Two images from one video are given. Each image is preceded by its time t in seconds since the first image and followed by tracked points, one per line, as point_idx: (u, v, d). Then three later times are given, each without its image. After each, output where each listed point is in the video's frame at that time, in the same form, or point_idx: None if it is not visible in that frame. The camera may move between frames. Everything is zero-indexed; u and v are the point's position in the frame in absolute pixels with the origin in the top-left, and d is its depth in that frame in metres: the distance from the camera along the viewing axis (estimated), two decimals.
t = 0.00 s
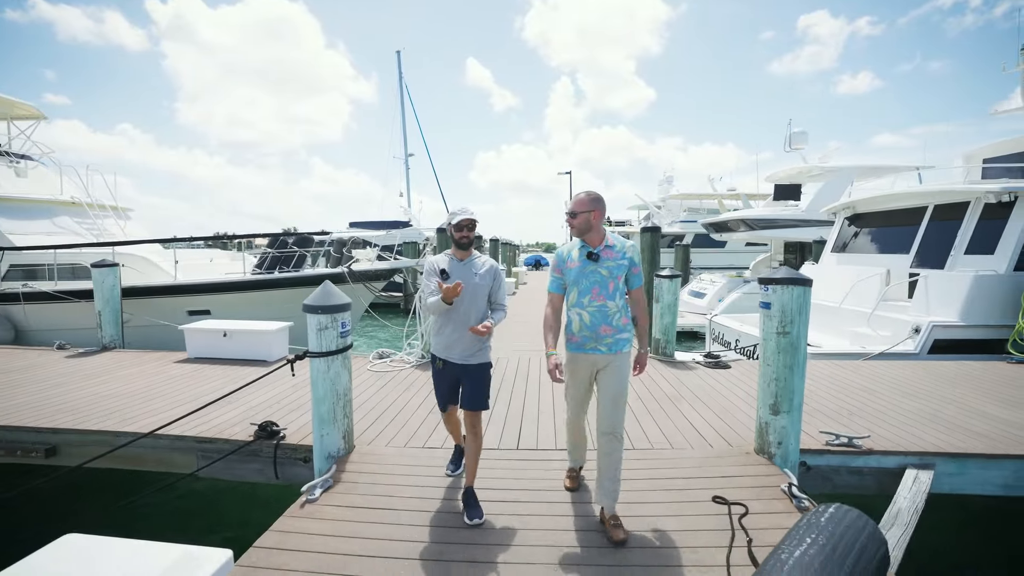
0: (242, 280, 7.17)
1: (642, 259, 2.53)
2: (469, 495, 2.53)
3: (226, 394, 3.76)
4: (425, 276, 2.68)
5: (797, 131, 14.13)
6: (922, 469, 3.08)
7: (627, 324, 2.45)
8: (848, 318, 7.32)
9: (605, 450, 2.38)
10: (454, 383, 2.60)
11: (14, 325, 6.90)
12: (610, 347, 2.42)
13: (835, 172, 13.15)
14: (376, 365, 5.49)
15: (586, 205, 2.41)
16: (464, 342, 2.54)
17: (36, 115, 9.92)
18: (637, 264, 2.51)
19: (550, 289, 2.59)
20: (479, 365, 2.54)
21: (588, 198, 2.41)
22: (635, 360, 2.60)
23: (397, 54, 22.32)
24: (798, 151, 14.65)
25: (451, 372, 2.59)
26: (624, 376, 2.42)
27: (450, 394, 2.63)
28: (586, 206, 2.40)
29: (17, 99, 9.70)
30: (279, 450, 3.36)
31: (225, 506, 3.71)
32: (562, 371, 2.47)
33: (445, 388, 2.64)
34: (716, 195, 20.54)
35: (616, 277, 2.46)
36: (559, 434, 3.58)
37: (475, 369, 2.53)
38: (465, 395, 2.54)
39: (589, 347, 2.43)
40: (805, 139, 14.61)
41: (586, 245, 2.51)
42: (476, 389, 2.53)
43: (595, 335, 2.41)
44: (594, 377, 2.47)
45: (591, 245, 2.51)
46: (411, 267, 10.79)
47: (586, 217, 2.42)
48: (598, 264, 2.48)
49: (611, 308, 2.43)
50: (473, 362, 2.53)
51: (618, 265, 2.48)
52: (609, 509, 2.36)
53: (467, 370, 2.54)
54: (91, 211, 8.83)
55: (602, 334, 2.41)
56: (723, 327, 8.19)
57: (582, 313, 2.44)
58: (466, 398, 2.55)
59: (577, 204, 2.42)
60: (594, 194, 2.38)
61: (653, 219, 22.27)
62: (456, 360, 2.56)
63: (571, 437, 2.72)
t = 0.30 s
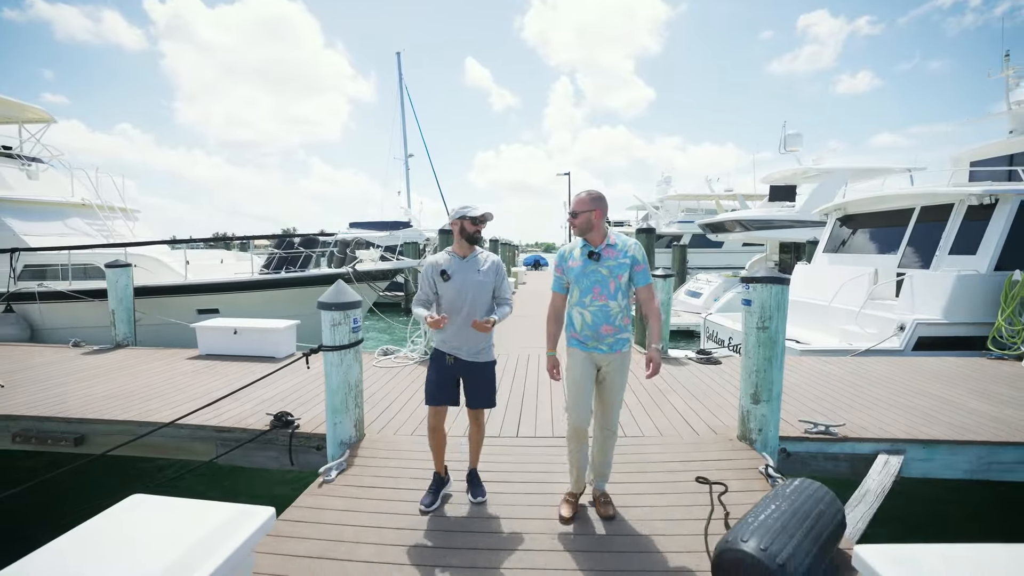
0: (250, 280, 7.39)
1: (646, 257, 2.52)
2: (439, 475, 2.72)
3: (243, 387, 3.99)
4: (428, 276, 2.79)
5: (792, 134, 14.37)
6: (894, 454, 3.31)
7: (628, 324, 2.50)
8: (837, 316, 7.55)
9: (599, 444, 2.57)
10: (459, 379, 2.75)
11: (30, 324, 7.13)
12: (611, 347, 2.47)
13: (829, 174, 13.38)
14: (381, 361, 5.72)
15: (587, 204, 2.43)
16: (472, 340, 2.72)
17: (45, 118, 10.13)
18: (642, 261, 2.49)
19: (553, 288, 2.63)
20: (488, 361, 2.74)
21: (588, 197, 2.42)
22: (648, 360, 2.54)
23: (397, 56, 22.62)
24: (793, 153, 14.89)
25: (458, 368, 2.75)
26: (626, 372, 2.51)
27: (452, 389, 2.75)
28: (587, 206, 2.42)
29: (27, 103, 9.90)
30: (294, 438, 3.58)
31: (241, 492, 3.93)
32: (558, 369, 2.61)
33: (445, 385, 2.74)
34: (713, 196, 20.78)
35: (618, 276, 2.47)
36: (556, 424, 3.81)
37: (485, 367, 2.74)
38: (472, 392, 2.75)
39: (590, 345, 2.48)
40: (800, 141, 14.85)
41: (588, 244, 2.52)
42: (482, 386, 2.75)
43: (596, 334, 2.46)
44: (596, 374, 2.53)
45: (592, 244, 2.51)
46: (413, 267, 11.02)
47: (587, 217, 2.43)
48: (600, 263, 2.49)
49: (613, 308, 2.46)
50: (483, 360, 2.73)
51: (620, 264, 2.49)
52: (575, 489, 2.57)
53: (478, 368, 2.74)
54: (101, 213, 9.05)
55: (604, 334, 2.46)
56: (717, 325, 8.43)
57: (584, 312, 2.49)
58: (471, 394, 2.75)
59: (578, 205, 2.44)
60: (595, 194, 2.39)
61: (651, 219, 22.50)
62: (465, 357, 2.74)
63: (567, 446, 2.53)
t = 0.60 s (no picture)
0: (258, 280, 7.62)
1: (639, 261, 2.54)
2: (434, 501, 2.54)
3: (257, 380, 4.21)
4: (420, 284, 2.66)
5: (787, 136, 14.61)
6: (869, 442, 3.54)
7: (620, 328, 2.50)
8: (826, 315, 7.79)
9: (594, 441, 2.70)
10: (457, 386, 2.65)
11: (44, 322, 7.33)
12: (604, 350, 2.46)
13: (823, 176, 13.62)
14: (386, 358, 5.95)
15: (581, 208, 2.46)
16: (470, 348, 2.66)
17: (54, 121, 10.33)
18: (634, 265, 2.52)
19: (548, 292, 2.67)
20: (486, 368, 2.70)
21: (582, 201, 2.46)
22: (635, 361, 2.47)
23: (398, 57, 22.95)
24: (788, 154, 15.13)
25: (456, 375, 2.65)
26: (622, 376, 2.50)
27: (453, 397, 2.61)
28: (580, 208, 2.45)
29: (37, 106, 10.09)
30: (307, 428, 3.80)
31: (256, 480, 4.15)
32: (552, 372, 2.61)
33: (443, 394, 2.58)
34: (710, 197, 21.03)
35: (611, 279, 2.48)
36: (554, 416, 4.04)
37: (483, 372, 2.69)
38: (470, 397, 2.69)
39: (583, 349, 2.46)
40: (795, 143, 15.09)
41: (582, 247, 2.55)
42: (477, 390, 2.71)
43: (589, 338, 2.45)
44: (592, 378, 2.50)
45: (586, 247, 2.55)
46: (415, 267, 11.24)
47: (580, 221, 2.47)
48: (593, 266, 2.51)
49: (606, 311, 2.46)
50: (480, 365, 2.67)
51: (613, 267, 2.50)
52: (581, 513, 2.38)
53: (476, 374, 2.68)
54: (110, 214, 9.25)
55: (597, 337, 2.45)
56: (711, 324, 8.67)
57: (577, 315, 2.49)
58: (467, 399, 2.70)
59: (572, 208, 2.46)
60: (588, 197, 2.44)
61: (649, 220, 22.74)
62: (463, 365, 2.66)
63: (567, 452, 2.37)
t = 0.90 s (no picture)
0: (265, 279, 7.83)
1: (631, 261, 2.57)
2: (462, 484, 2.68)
3: (269, 375, 4.43)
4: (409, 280, 2.73)
5: (782, 137, 14.83)
6: (848, 432, 3.77)
7: (612, 325, 2.50)
8: (817, 313, 8.02)
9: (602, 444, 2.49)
10: (445, 386, 2.70)
11: (57, 320, 7.54)
12: (596, 348, 2.47)
13: (817, 177, 13.86)
14: (390, 354, 6.17)
15: (579, 209, 2.45)
16: (455, 344, 2.69)
17: (63, 124, 10.54)
18: (627, 265, 2.55)
19: (537, 288, 2.64)
20: (472, 365, 2.71)
21: (580, 203, 2.44)
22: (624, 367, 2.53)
23: (398, 59, 23.19)
24: (784, 156, 15.35)
25: (444, 374, 2.69)
26: (613, 377, 2.47)
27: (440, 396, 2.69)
28: (577, 209, 2.43)
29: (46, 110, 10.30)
30: (318, 420, 4.01)
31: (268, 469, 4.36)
32: (546, 370, 2.55)
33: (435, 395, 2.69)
34: (707, 197, 21.27)
35: (605, 278, 2.50)
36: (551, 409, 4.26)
37: (470, 370, 2.70)
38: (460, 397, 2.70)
39: (574, 347, 2.49)
40: (790, 144, 15.31)
41: (576, 246, 2.55)
42: (469, 391, 2.72)
43: (581, 335, 2.47)
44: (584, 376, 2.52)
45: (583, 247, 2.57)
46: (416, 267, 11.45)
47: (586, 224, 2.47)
48: (588, 264, 2.52)
49: (598, 309, 2.47)
50: (469, 365, 2.70)
51: (607, 266, 2.53)
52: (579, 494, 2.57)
53: (461, 372, 2.70)
54: (119, 215, 9.45)
55: (588, 335, 2.47)
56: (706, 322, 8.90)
57: (569, 313, 2.50)
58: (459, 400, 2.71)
59: (573, 212, 2.44)
60: (586, 199, 2.43)
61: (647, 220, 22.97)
62: (447, 362, 2.68)
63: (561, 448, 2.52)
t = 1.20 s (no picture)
0: (271, 279, 8.05)
1: (632, 267, 2.60)
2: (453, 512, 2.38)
3: (280, 369, 4.65)
4: (409, 282, 2.67)
5: (777, 139, 15.08)
6: (828, 422, 4.00)
7: (614, 331, 2.51)
8: (808, 311, 8.25)
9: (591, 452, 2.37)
10: (436, 393, 2.60)
11: (68, 318, 7.76)
12: (599, 353, 2.45)
13: (811, 178, 14.09)
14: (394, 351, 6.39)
15: (583, 215, 2.45)
16: (445, 353, 2.55)
17: (71, 127, 10.74)
18: (627, 270, 2.57)
19: (538, 293, 2.62)
20: (462, 376, 2.53)
21: (583, 208, 2.46)
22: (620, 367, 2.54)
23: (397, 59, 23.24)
24: (779, 157, 15.57)
25: (435, 380, 2.58)
26: (611, 383, 2.44)
27: (432, 401, 2.60)
28: (581, 214, 2.46)
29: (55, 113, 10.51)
30: (327, 412, 4.24)
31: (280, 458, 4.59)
32: (547, 373, 2.48)
33: (426, 400, 2.61)
34: (704, 198, 21.50)
35: (607, 283, 2.51)
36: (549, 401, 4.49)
37: (458, 380, 2.53)
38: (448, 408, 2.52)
39: (577, 351, 2.47)
40: (785, 146, 15.53)
41: (578, 250, 2.56)
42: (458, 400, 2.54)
43: (584, 340, 2.45)
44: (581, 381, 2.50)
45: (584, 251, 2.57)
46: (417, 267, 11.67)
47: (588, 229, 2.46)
48: (591, 269, 2.53)
49: (601, 314, 2.47)
50: (458, 374, 2.53)
51: (609, 271, 2.54)
52: (572, 474, 2.75)
53: (450, 382, 2.54)
54: (127, 216, 9.66)
55: (592, 340, 2.45)
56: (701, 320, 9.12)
57: (572, 318, 2.48)
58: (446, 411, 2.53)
59: (578, 217, 2.45)
60: (590, 204, 2.43)
61: (646, 220, 23.18)
62: (436, 370, 2.55)
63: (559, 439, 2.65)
